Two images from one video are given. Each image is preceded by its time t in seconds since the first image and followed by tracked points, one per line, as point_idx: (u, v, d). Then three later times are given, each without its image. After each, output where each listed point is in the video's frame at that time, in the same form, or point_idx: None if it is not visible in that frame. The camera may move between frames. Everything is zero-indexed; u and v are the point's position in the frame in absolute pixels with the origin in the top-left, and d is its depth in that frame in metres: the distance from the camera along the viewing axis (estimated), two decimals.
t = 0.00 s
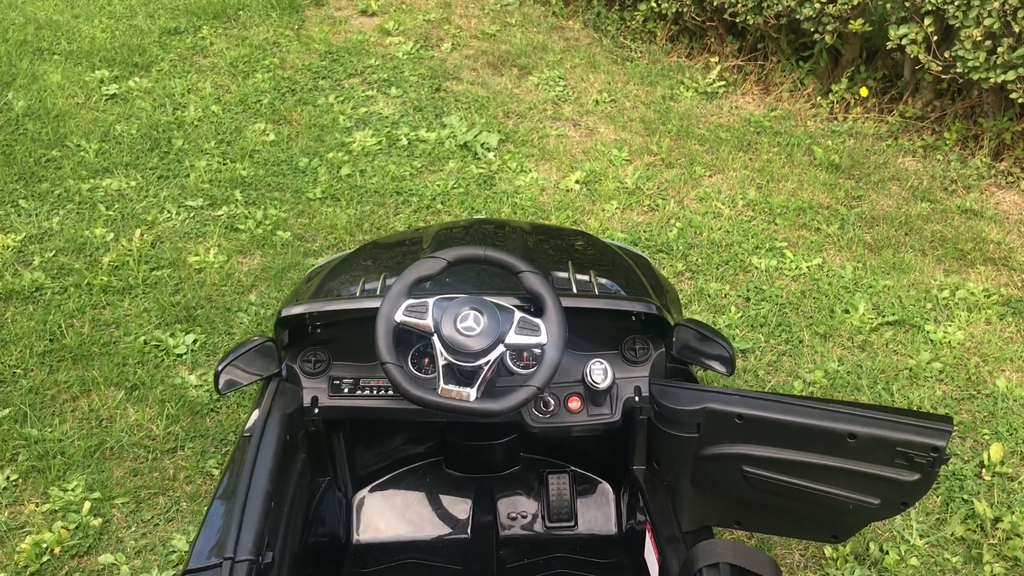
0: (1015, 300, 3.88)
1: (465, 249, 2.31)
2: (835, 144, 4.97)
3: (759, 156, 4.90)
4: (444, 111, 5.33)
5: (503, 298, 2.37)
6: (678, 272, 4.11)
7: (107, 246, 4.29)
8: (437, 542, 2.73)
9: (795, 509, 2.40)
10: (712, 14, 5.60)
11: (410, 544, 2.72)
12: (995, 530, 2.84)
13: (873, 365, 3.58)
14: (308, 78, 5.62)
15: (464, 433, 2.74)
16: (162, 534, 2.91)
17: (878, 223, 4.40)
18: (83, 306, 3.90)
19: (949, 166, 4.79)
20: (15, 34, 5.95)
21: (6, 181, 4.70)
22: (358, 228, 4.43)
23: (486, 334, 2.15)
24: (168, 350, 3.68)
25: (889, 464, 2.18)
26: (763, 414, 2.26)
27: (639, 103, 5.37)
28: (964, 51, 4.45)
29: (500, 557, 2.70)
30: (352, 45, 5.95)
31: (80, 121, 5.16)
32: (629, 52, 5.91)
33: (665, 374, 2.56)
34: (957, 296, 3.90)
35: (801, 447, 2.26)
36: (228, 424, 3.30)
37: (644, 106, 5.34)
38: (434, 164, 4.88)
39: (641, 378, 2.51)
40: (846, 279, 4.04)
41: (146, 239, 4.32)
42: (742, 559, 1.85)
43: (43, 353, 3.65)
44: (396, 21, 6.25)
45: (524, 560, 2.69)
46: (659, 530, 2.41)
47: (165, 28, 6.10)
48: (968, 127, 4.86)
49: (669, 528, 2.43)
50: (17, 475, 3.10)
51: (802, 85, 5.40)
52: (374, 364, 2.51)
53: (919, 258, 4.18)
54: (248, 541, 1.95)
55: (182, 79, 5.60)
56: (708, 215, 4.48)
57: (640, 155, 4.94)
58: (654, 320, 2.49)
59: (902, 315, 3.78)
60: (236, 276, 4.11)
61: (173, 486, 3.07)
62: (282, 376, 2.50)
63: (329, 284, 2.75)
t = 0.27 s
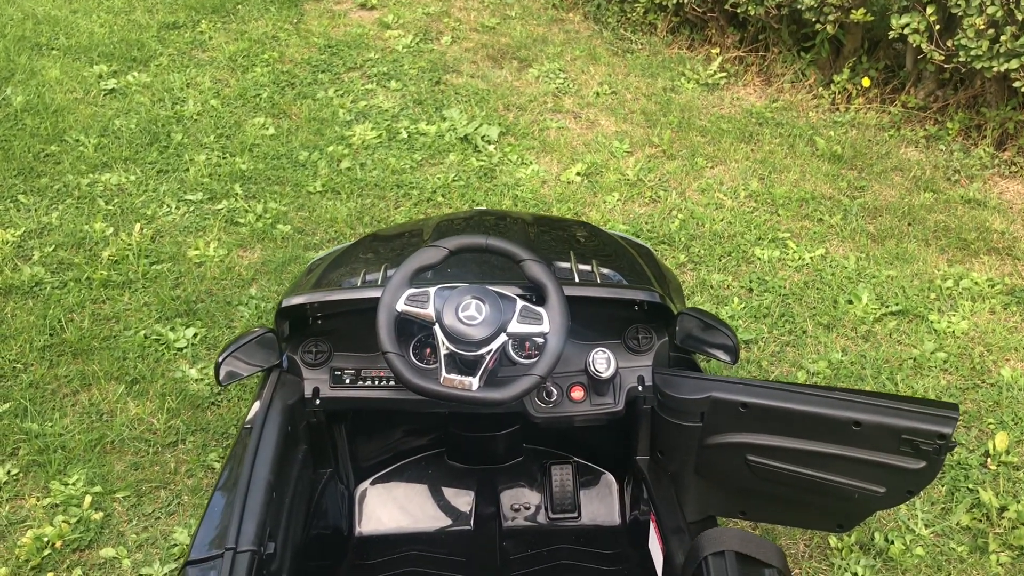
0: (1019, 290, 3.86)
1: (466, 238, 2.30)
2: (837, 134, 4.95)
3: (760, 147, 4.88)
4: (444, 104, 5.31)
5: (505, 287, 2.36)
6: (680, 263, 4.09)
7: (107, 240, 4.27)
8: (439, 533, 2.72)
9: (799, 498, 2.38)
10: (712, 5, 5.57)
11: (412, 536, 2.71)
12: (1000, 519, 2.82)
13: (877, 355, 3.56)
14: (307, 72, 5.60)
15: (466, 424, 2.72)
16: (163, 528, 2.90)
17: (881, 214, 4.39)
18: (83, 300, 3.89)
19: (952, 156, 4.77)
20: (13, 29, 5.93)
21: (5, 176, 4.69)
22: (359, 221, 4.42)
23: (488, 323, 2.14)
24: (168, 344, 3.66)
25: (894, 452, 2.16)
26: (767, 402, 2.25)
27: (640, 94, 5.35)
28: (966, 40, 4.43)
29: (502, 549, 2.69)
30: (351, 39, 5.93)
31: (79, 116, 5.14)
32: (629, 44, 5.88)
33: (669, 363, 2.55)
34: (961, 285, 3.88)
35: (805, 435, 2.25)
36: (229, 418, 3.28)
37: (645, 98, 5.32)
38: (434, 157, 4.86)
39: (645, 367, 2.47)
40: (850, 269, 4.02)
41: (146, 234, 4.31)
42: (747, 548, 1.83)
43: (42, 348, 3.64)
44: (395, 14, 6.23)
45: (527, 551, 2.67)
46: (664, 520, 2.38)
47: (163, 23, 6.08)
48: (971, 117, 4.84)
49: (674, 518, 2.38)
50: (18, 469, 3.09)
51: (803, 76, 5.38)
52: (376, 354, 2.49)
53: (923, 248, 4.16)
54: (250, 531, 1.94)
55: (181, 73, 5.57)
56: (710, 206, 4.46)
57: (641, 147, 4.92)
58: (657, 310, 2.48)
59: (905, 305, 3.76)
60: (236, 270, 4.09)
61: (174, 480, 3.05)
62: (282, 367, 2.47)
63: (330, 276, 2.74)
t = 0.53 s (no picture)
0: None
1: (470, 221, 2.29)
2: (840, 123, 4.93)
3: (763, 137, 4.87)
4: (446, 94, 5.29)
5: (509, 271, 2.35)
6: (683, 252, 4.08)
7: (107, 231, 4.26)
8: (443, 520, 2.71)
9: (805, 482, 2.37)
10: None
11: (416, 523, 2.70)
12: (1006, 505, 2.81)
13: (881, 342, 3.55)
14: (307, 63, 5.58)
15: (469, 410, 2.71)
16: (166, 516, 2.88)
17: (884, 202, 4.37)
18: (84, 291, 3.88)
19: (955, 144, 4.75)
20: (13, 22, 5.91)
21: (5, 168, 4.67)
22: (360, 211, 4.40)
23: (491, 307, 2.12)
24: (170, 334, 3.65)
25: (901, 435, 2.15)
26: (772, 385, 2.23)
27: (642, 84, 5.33)
28: (970, 27, 4.41)
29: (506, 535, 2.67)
30: (352, 30, 5.91)
31: (80, 107, 5.13)
32: (631, 34, 5.86)
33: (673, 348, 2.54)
34: (965, 273, 3.87)
35: (811, 419, 2.24)
36: (232, 407, 3.27)
37: (647, 88, 5.30)
38: (436, 147, 4.84)
39: (649, 351, 2.47)
40: (853, 257, 4.00)
41: (147, 224, 4.29)
42: (753, 529, 1.82)
43: (44, 338, 3.63)
44: (396, 5, 6.20)
45: (531, 537, 2.65)
46: (669, 506, 2.36)
47: (164, 15, 6.06)
48: (974, 105, 4.82)
49: (678, 503, 2.37)
50: (20, 458, 3.08)
51: (806, 65, 5.36)
52: (379, 340, 2.49)
53: (926, 236, 4.14)
54: (253, 515, 1.93)
55: (182, 65, 5.56)
56: (713, 195, 4.45)
57: (643, 137, 4.90)
58: (661, 294, 2.47)
59: (909, 292, 3.75)
60: (238, 260, 4.08)
61: (177, 469, 3.04)
62: (285, 353, 2.47)
63: (332, 263, 2.73)
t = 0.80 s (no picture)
0: None
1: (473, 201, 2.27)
2: (844, 111, 4.92)
3: (766, 124, 4.85)
4: (448, 83, 5.27)
5: (512, 251, 2.34)
6: (686, 239, 4.07)
7: (109, 219, 4.25)
8: (446, 503, 2.70)
9: (810, 464, 2.36)
10: None
11: (418, 506, 2.69)
12: (1011, 488, 2.80)
13: (885, 327, 3.54)
14: (309, 52, 5.56)
15: (472, 393, 2.70)
16: (168, 500, 2.88)
17: (888, 189, 4.36)
18: (86, 278, 3.87)
19: (959, 132, 4.74)
20: (13, 12, 5.89)
21: (6, 156, 4.66)
22: (362, 198, 4.40)
23: (492, 287, 2.10)
24: (172, 320, 3.64)
25: (907, 416, 2.13)
26: (777, 366, 2.22)
27: (644, 73, 5.31)
28: (974, 13, 4.40)
29: (510, 518, 2.67)
30: (353, 19, 5.89)
31: (80, 96, 5.11)
32: (633, 22, 5.83)
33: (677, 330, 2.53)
34: (969, 259, 3.85)
35: (816, 399, 2.23)
36: (234, 393, 3.27)
37: (649, 76, 5.28)
38: (438, 135, 4.83)
39: (654, 332, 2.46)
40: (857, 244, 3.99)
41: (149, 212, 4.28)
42: (758, 505, 1.82)
43: (45, 324, 3.62)
44: None
45: (535, 520, 2.65)
46: (673, 487, 2.35)
47: (164, 4, 6.04)
48: (978, 92, 4.81)
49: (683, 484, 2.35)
50: (22, 443, 3.07)
51: (808, 53, 5.34)
52: (382, 321, 2.48)
53: (930, 222, 4.13)
54: (256, 493, 1.93)
55: (183, 54, 5.54)
56: (716, 182, 4.43)
57: (646, 125, 4.89)
58: (665, 276, 2.46)
59: (913, 278, 3.73)
60: (240, 247, 4.07)
61: (179, 453, 3.03)
62: (287, 335, 2.46)
63: (335, 245, 2.72)
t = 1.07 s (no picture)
0: None
1: (474, 184, 2.27)
2: (845, 100, 4.91)
3: (767, 113, 4.84)
4: (448, 71, 5.26)
5: (514, 234, 2.33)
6: (687, 227, 4.07)
7: (110, 206, 4.25)
8: (447, 487, 2.70)
9: (810, 446, 2.36)
10: None
11: (419, 489, 2.69)
12: (1012, 473, 2.80)
13: (886, 315, 3.54)
14: (309, 41, 5.55)
15: (473, 377, 2.70)
16: (169, 485, 2.88)
17: (890, 177, 4.35)
18: (86, 265, 3.87)
19: (961, 120, 4.73)
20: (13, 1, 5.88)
21: (7, 144, 4.66)
22: (363, 186, 4.39)
23: (492, 269, 2.09)
24: (173, 307, 3.64)
25: (908, 397, 2.13)
26: (778, 348, 2.22)
27: (646, 62, 5.30)
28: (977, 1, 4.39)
29: (511, 502, 2.67)
30: (354, 8, 5.87)
31: (81, 85, 5.10)
32: (635, 11, 5.80)
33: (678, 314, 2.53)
34: (970, 247, 3.85)
35: (817, 382, 2.23)
36: (235, 378, 3.27)
37: (651, 65, 5.27)
38: (439, 124, 4.82)
39: (655, 316, 2.46)
40: (858, 231, 3.98)
41: (150, 200, 4.28)
42: (759, 483, 1.82)
43: (46, 310, 3.62)
44: None
45: (536, 503, 2.65)
46: (674, 470, 2.35)
47: None
48: (980, 82, 4.81)
49: (684, 467, 2.35)
50: (23, 428, 3.08)
51: (810, 43, 5.33)
52: (383, 304, 2.47)
53: (932, 210, 4.12)
54: (257, 472, 1.92)
55: (183, 43, 5.52)
56: (717, 171, 4.43)
57: (647, 114, 4.88)
58: (667, 259, 2.45)
59: (914, 266, 3.73)
60: (241, 234, 4.07)
61: (181, 438, 3.03)
62: (288, 318, 2.45)
63: (336, 229, 2.72)
